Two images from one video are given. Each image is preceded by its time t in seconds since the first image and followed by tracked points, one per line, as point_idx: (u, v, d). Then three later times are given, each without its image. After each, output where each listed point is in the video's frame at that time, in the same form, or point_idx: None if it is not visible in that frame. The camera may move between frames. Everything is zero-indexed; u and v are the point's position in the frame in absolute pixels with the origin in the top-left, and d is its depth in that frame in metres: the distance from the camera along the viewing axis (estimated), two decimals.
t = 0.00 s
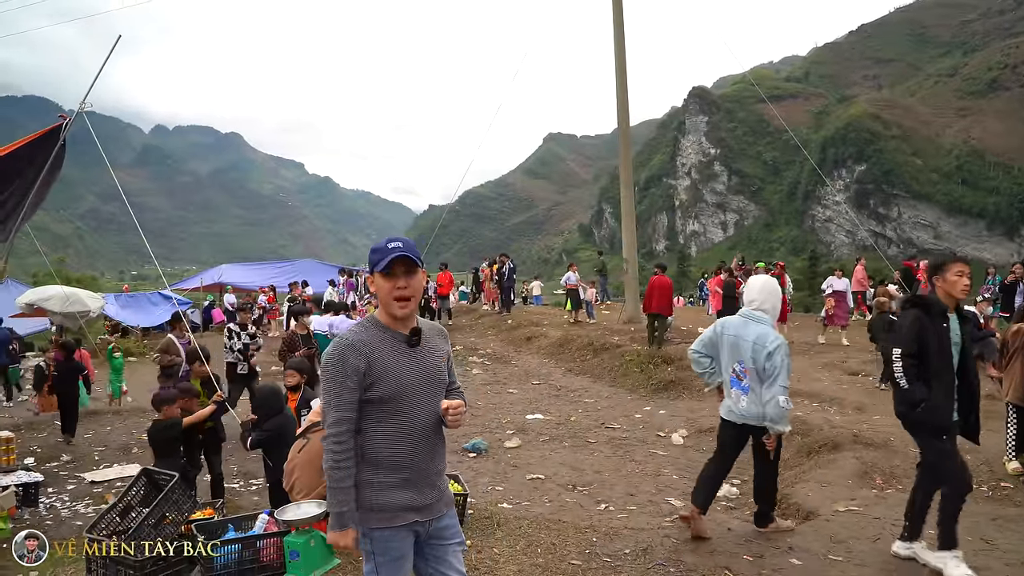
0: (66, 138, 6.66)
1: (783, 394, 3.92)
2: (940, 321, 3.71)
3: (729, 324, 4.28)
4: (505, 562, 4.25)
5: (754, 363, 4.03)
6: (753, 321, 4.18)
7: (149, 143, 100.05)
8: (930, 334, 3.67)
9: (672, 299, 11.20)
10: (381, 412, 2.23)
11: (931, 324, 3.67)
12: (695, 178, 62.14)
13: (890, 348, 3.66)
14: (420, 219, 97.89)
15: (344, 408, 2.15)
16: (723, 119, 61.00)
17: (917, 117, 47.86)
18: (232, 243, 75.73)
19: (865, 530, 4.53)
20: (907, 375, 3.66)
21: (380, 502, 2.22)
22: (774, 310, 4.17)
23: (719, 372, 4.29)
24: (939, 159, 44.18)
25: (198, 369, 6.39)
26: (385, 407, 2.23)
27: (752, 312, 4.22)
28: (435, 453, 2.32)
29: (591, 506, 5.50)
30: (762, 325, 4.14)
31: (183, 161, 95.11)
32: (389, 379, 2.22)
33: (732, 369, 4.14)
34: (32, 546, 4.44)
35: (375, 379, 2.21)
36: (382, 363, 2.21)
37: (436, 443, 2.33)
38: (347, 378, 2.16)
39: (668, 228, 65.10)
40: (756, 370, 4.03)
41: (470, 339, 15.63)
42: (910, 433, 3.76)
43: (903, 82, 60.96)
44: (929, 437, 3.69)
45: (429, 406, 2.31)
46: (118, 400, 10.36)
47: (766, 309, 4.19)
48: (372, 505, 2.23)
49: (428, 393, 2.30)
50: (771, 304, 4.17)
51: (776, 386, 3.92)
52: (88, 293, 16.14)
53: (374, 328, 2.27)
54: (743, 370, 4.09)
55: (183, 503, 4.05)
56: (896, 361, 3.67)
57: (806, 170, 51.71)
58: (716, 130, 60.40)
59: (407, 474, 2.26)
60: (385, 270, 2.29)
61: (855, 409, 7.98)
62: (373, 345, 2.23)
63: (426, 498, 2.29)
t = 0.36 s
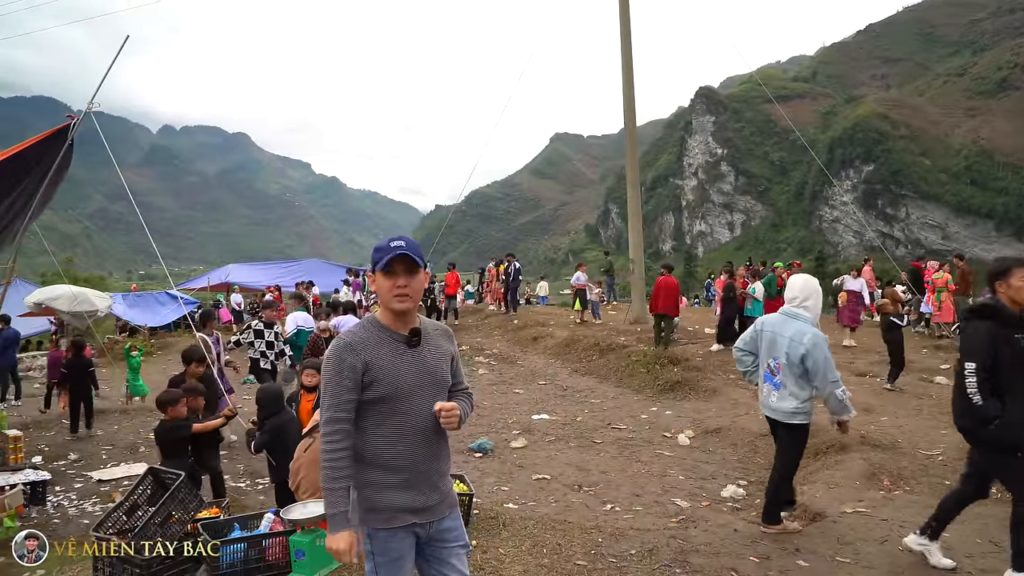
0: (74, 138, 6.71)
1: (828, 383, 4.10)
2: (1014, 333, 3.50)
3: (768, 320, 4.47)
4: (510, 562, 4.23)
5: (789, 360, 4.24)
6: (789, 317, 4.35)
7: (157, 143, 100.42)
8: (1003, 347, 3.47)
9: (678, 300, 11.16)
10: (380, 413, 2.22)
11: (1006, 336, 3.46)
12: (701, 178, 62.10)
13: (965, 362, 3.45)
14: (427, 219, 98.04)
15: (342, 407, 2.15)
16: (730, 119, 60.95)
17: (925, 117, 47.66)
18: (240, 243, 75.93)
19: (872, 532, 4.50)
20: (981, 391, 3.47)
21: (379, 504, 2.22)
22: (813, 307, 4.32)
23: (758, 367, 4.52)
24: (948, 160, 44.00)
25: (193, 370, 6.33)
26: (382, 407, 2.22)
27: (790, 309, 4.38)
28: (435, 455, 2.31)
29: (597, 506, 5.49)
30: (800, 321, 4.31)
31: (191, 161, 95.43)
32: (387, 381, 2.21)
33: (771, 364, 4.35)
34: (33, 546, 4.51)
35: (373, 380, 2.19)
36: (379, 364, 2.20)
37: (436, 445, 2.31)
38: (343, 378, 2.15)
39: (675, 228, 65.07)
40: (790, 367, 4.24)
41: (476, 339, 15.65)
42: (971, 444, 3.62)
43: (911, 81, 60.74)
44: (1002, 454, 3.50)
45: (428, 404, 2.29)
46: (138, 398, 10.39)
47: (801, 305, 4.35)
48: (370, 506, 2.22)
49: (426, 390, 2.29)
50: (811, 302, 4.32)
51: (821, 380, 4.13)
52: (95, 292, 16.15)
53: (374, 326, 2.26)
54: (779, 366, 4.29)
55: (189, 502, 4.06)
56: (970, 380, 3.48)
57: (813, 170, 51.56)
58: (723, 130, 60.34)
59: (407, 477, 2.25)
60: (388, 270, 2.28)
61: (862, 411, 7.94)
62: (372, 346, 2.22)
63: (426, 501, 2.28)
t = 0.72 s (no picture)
0: (82, 138, 6.77)
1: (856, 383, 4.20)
2: None
3: (807, 325, 4.60)
4: (518, 563, 4.23)
5: (825, 363, 4.36)
6: (825, 323, 4.48)
7: (166, 143, 100.80)
8: None
9: (684, 300, 11.14)
10: (391, 411, 2.22)
11: None
12: (709, 177, 61.96)
13: None
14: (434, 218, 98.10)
15: (352, 408, 2.14)
16: (738, 118, 60.77)
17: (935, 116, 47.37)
18: (247, 243, 76.14)
19: (880, 534, 4.47)
20: None
21: (388, 505, 2.22)
22: (843, 311, 4.42)
23: (799, 372, 4.64)
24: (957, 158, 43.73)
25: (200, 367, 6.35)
26: (391, 408, 2.22)
27: (823, 314, 4.50)
28: (441, 457, 2.31)
29: (604, 506, 5.48)
30: (833, 326, 4.43)
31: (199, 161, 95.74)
32: (396, 381, 2.21)
33: (810, 368, 4.47)
34: (33, 546, 4.54)
35: (382, 380, 2.19)
36: (389, 364, 2.20)
37: (443, 447, 2.31)
38: (352, 379, 2.15)
39: (682, 228, 64.97)
40: (826, 369, 4.35)
41: (483, 339, 15.65)
42: None
43: (921, 80, 60.39)
44: None
45: (436, 405, 2.28)
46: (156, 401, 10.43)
47: (834, 310, 4.46)
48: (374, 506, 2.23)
49: (434, 392, 2.28)
50: (841, 306, 4.43)
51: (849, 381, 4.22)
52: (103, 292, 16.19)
53: (382, 329, 2.25)
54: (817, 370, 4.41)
55: (197, 501, 4.08)
56: None
57: (822, 169, 51.34)
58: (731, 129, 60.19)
59: (415, 477, 2.25)
60: (398, 272, 2.28)
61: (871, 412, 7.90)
62: (382, 346, 2.21)
63: (433, 501, 2.28)
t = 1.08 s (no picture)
0: (91, 128, 6.71)
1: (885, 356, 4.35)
2: None
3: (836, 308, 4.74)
4: (528, 548, 4.26)
5: (860, 339, 4.49)
6: (856, 303, 4.64)
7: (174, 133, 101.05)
8: None
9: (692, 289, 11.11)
10: (401, 398, 2.24)
11: None
12: (718, 167, 61.78)
13: None
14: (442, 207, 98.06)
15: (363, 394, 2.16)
16: (747, 107, 60.51)
17: (946, 105, 47.06)
18: (255, 231, 76.33)
19: (888, 521, 4.48)
20: None
21: (398, 492, 2.24)
22: (873, 291, 4.63)
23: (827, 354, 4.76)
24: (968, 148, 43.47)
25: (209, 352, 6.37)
26: (402, 395, 2.24)
27: (851, 295, 4.70)
28: (452, 444, 2.33)
29: (612, 493, 5.50)
30: (862, 305, 4.62)
31: (208, 150, 95.91)
32: (408, 367, 2.22)
33: (840, 347, 4.59)
34: (33, 546, 4.35)
35: (393, 367, 2.21)
36: (401, 351, 2.21)
37: (453, 433, 2.33)
38: (362, 366, 2.16)
39: (690, 217, 64.85)
40: (861, 345, 4.49)
41: (492, 327, 15.70)
42: None
43: (932, 68, 59.99)
44: None
45: (447, 393, 2.30)
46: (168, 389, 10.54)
47: (864, 291, 4.65)
48: (386, 491, 2.24)
49: (445, 379, 2.29)
50: (871, 287, 4.64)
51: (880, 355, 4.36)
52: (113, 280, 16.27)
53: (395, 316, 2.27)
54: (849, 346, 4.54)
55: (209, 488, 3.98)
56: None
57: (831, 158, 51.11)
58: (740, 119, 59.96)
59: (426, 463, 2.27)
60: (412, 260, 2.28)
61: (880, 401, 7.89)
62: (391, 331, 2.22)
63: (443, 488, 2.30)
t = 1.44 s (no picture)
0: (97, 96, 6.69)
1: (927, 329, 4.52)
2: None
3: (857, 281, 4.78)
4: (535, 516, 4.30)
5: (896, 311, 4.61)
6: (881, 277, 4.73)
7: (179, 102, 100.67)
8: None
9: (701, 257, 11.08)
10: (408, 365, 2.24)
11: None
12: (727, 135, 61.38)
13: None
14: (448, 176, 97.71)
15: (369, 364, 2.18)
16: (756, 74, 59.93)
17: (958, 72, 46.51)
18: (262, 200, 76.38)
19: (894, 490, 4.50)
20: None
21: (407, 459, 2.25)
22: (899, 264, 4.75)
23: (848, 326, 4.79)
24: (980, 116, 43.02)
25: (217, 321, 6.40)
26: (409, 362, 2.24)
27: (874, 268, 4.79)
28: (458, 412, 2.34)
29: (619, 462, 5.53)
30: (890, 280, 4.72)
31: (213, 119, 95.63)
32: (413, 336, 2.23)
33: (871, 319, 4.65)
34: (34, 545, 3.91)
35: (399, 337, 2.22)
36: (407, 321, 2.22)
37: (461, 400, 2.34)
38: (369, 335, 2.18)
39: (698, 186, 64.56)
40: (895, 317, 4.61)
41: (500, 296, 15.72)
42: None
43: (945, 34, 59.22)
44: None
45: (453, 362, 2.30)
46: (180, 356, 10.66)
47: (886, 264, 4.78)
48: (398, 457, 2.26)
49: (452, 346, 2.29)
50: (894, 260, 4.77)
51: (923, 325, 4.54)
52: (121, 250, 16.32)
53: (399, 285, 2.26)
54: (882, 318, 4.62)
55: (220, 455, 4.05)
56: None
57: (840, 126, 50.67)
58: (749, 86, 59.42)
59: (436, 429, 2.28)
60: (418, 229, 2.27)
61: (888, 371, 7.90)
62: (397, 301, 2.23)
63: (453, 455, 2.31)
